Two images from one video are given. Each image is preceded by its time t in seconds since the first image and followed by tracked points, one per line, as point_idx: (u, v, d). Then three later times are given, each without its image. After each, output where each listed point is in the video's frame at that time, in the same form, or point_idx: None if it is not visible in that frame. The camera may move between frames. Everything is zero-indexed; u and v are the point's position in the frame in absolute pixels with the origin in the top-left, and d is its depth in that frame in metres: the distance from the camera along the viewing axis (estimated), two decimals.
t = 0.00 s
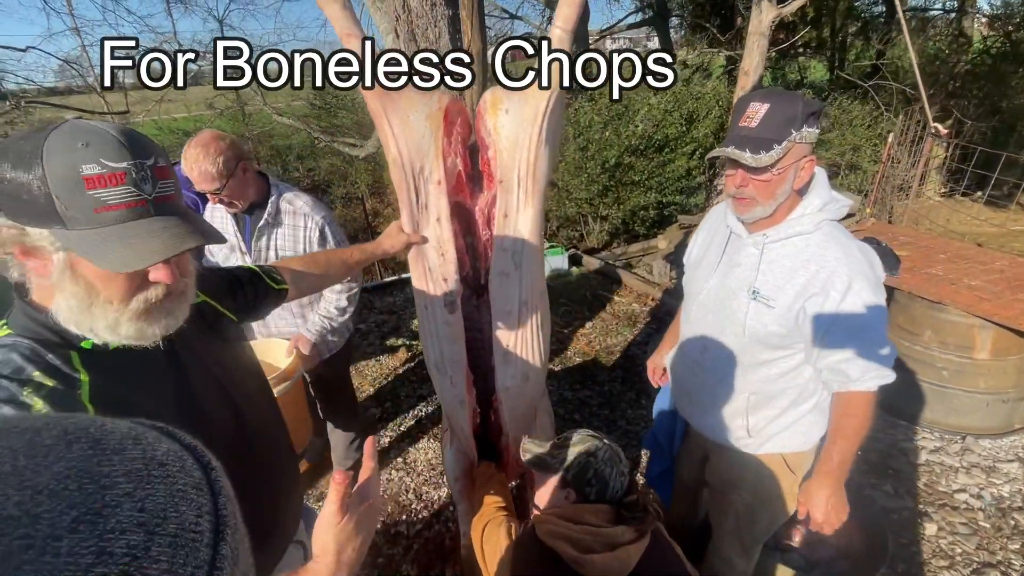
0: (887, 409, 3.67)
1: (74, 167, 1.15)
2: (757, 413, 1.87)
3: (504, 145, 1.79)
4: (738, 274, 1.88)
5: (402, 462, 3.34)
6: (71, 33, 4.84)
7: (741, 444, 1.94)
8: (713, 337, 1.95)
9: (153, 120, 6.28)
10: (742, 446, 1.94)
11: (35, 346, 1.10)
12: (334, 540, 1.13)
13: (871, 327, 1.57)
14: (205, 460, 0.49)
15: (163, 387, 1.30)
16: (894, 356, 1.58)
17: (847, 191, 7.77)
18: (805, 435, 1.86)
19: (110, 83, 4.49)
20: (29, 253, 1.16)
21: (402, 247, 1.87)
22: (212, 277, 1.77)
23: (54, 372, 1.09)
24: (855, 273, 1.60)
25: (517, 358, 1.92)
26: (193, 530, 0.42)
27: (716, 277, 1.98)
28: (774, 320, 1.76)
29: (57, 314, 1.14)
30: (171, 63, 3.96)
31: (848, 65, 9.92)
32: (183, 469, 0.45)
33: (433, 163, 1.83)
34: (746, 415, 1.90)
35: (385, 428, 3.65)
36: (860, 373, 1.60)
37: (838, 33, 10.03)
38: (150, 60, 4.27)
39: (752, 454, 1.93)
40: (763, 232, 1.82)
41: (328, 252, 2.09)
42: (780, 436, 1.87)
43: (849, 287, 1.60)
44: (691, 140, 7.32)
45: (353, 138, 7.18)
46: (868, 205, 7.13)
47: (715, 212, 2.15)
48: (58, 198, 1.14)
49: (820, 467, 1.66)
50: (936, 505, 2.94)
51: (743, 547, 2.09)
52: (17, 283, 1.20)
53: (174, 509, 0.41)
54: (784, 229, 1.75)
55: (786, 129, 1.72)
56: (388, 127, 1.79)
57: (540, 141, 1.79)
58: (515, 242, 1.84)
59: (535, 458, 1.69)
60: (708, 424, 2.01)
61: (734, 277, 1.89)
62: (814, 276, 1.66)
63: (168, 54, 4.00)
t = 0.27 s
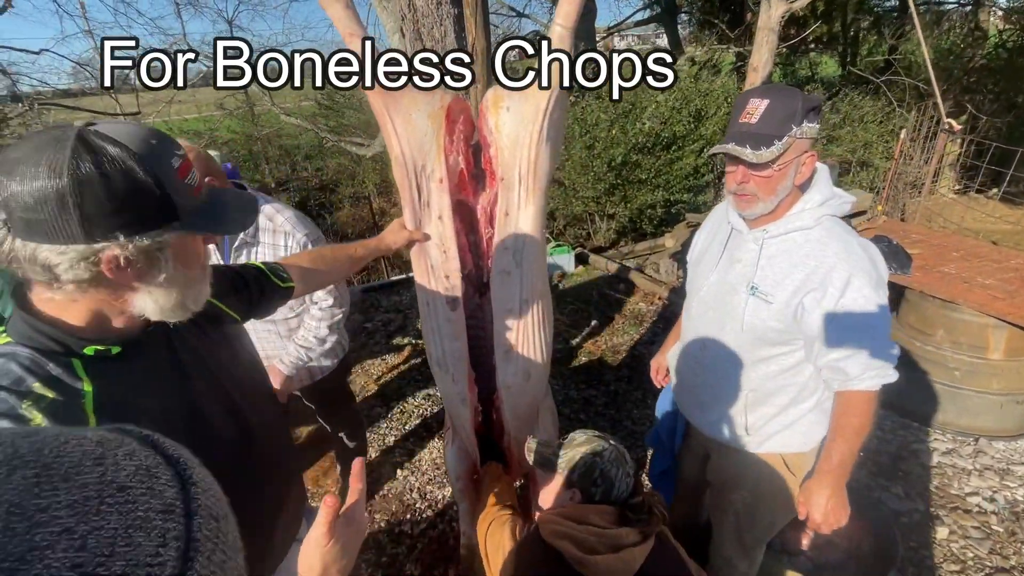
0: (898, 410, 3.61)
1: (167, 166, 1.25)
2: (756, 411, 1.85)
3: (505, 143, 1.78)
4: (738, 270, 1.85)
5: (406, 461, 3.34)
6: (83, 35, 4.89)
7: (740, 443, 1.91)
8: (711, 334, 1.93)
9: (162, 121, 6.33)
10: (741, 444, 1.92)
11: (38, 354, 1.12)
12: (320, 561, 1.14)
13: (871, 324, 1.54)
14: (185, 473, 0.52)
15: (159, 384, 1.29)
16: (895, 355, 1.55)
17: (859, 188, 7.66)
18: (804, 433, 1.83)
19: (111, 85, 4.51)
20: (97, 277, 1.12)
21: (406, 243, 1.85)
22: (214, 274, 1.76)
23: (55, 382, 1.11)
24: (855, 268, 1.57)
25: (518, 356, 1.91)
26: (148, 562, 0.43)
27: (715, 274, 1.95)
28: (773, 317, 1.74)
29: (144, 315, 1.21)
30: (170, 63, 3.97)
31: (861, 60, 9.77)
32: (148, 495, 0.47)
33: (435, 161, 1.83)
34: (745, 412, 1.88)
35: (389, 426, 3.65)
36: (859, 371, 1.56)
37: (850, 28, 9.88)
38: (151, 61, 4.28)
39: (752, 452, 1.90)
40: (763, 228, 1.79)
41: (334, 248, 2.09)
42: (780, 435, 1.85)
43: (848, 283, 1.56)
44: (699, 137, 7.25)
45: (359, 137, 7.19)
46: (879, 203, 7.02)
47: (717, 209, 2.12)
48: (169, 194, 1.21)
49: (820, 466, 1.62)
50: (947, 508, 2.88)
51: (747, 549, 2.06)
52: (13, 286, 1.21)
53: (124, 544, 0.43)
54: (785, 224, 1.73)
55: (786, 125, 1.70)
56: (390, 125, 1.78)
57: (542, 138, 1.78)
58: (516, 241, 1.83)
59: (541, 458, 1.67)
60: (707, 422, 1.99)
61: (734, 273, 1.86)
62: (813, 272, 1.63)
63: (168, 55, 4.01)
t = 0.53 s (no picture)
0: (908, 410, 3.56)
1: (230, 186, 1.24)
2: (756, 409, 1.84)
3: (509, 142, 1.77)
4: (737, 266, 1.83)
5: (411, 459, 3.34)
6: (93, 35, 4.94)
7: (741, 441, 1.90)
8: (711, 331, 1.91)
9: (170, 122, 6.38)
10: (742, 443, 1.90)
11: (62, 353, 1.12)
12: None
13: (869, 322, 1.51)
14: (210, 474, 0.56)
15: (174, 385, 1.30)
16: (896, 354, 1.53)
17: (869, 186, 7.57)
18: (804, 432, 1.81)
19: (112, 85, 4.53)
20: (125, 274, 1.15)
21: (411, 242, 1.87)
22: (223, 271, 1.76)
23: (80, 384, 1.11)
24: (855, 265, 1.54)
25: (522, 355, 1.90)
26: (190, 548, 0.46)
27: (715, 271, 1.93)
28: (772, 314, 1.72)
29: (158, 324, 1.20)
30: (169, 63, 3.99)
31: (871, 56, 9.64)
32: (187, 487, 0.51)
33: (440, 159, 1.82)
34: (745, 410, 1.86)
35: (394, 425, 3.65)
36: (856, 369, 1.54)
37: (859, 24, 9.75)
38: (149, 60, 4.31)
39: (753, 451, 1.89)
40: (762, 225, 1.78)
41: (340, 243, 2.09)
42: (780, 433, 1.83)
43: (847, 280, 1.54)
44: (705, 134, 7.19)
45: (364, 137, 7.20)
46: (890, 200, 6.93)
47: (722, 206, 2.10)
48: (221, 216, 1.21)
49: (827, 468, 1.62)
50: (958, 510, 2.84)
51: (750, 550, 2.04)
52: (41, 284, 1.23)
53: (172, 527, 0.46)
54: (784, 220, 1.71)
55: (774, 123, 1.66)
56: (395, 123, 1.78)
57: (547, 136, 1.76)
58: (520, 240, 1.82)
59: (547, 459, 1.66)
60: (707, 419, 1.98)
61: (733, 269, 1.84)
62: (812, 269, 1.61)
63: (168, 55, 4.02)
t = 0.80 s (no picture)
0: (913, 410, 3.54)
1: (274, 219, 1.22)
2: (758, 410, 1.84)
3: (512, 141, 1.77)
4: (741, 268, 1.82)
5: (414, 457, 3.35)
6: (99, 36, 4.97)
7: (743, 442, 1.90)
8: (714, 331, 1.91)
9: (175, 122, 6.41)
10: (744, 443, 1.90)
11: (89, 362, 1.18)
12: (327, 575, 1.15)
13: (871, 327, 1.50)
14: (234, 478, 0.60)
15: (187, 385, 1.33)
16: (899, 359, 1.52)
17: (875, 184, 7.51)
18: (807, 435, 1.81)
19: (113, 86, 4.54)
20: (156, 289, 1.17)
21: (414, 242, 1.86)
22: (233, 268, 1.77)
23: (104, 396, 1.16)
24: (857, 269, 1.53)
25: (524, 355, 1.90)
26: (216, 547, 0.50)
27: (720, 271, 1.93)
28: (773, 317, 1.72)
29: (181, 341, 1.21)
30: (169, 63, 4.01)
31: (878, 53, 9.56)
32: (208, 489, 0.54)
33: (443, 159, 1.82)
34: (747, 411, 1.86)
35: (397, 423, 3.67)
36: (857, 374, 1.53)
37: (866, 21, 9.68)
38: (149, 60, 4.33)
39: (755, 452, 1.89)
40: (767, 227, 1.75)
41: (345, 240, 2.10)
42: (782, 435, 1.83)
43: (848, 285, 1.53)
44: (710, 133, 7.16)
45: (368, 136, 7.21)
46: (896, 198, 6.88)
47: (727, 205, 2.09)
48: (259, 250, 1.20)
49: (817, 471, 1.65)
50: (963, 510, 2.83)
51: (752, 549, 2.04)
52: (71, 290, 1.28)
53: (200, 526, 0.50)
54: (788, 223, 1.69)
55: (749, 140, 1.63)
56: (398, 123, 1.79)
57: (549, 136, 1.76)
58: (523, 240, 1.82)
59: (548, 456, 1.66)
60: (710, 419, 1.98)
61: (737, 271, 1.84)
62: (813, 272, 1.60)
63: (168, 56, 4.03)
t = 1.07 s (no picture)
0: (914, 410, 3.54)
1: (315, 256, 1.21)
2: (759, 412, 1.84)
3: (513, 142, 1.77)
4: (742, 272, 1.82)
5: (416, 457, 3.36)
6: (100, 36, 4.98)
7: (743, 443, 1.91)
8: (715, 334, 1.91)
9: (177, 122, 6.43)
10: (745, 445, 1.91)
11: (120, 374, 1.19)
12: None
13: (874, 334, 1.51)
14: (247, 493, 0.65)
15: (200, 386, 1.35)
16: (901, 364, 1.52)
17: (877, 183, 7.49)
18: (808, 438, 1.81)
19: (114, 86, 4.54)
20: (190, 316, 1.18)
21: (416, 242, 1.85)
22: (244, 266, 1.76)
23: (135, 408, 1.19)
24: (859, 275, 1.54)
25: (524, 355, 1.90)
26: (236, 551, 0.56)
27: (721, 274, 1.93)
28: (774, 321, 1.72)
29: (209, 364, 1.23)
30: (169, 63, 4.02)
31: (879, 51, 9.53)
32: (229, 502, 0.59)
33: (443, 158, 1.83)
34: (748, 413, 1.87)
35: (399, 423, 3.67)
36: (858, 381, 1.54)
37: (867, 19, 9.65)
38: (149, 60, 4.33)
39: (756, 453, 1.90)
40: (768, 233, 1.74)
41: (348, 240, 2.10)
42: (782, 437, 1.83)
43: (850, 292, 1.54)
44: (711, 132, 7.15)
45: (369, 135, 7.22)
46: (898, 197, 6.86)
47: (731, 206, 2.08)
48: (297, 287, 1.20)
49: (815, 473, 1.65)
50: (964, 509, 2.83)
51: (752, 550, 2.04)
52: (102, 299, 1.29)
53: (224, 529, 0.56)
54: (787, 230, 1.68)
55: (723, 175, 1.63)
56: (399, 122, 1.80)
57: (550, 136, 1.76)
58: (523, 241, 1.83)
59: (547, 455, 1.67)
60: (711, 420, 1.98)
61: (738, 274, 1.84)
62: (815, 279, 1.60)
63: (168, 56, 4.04)
